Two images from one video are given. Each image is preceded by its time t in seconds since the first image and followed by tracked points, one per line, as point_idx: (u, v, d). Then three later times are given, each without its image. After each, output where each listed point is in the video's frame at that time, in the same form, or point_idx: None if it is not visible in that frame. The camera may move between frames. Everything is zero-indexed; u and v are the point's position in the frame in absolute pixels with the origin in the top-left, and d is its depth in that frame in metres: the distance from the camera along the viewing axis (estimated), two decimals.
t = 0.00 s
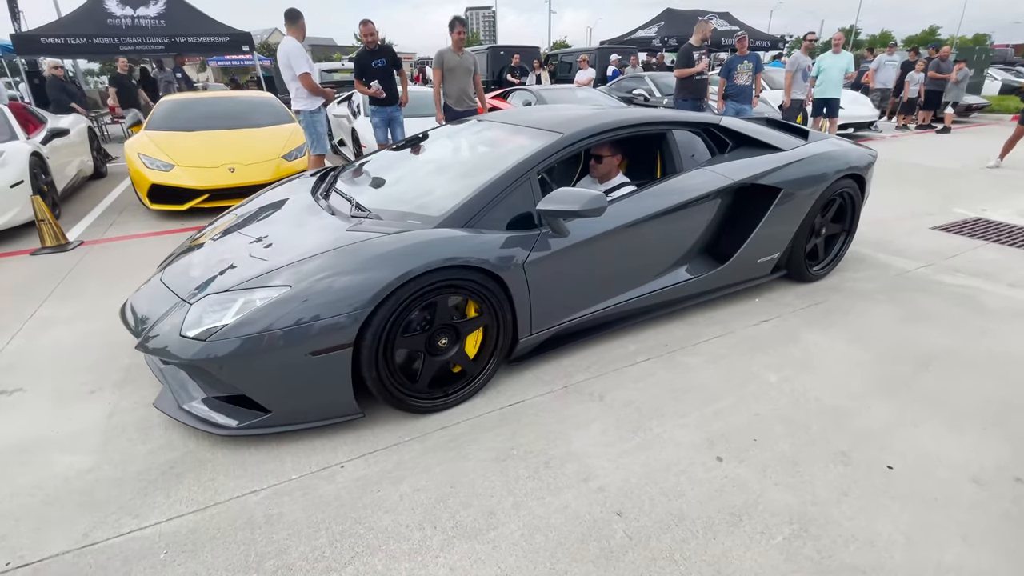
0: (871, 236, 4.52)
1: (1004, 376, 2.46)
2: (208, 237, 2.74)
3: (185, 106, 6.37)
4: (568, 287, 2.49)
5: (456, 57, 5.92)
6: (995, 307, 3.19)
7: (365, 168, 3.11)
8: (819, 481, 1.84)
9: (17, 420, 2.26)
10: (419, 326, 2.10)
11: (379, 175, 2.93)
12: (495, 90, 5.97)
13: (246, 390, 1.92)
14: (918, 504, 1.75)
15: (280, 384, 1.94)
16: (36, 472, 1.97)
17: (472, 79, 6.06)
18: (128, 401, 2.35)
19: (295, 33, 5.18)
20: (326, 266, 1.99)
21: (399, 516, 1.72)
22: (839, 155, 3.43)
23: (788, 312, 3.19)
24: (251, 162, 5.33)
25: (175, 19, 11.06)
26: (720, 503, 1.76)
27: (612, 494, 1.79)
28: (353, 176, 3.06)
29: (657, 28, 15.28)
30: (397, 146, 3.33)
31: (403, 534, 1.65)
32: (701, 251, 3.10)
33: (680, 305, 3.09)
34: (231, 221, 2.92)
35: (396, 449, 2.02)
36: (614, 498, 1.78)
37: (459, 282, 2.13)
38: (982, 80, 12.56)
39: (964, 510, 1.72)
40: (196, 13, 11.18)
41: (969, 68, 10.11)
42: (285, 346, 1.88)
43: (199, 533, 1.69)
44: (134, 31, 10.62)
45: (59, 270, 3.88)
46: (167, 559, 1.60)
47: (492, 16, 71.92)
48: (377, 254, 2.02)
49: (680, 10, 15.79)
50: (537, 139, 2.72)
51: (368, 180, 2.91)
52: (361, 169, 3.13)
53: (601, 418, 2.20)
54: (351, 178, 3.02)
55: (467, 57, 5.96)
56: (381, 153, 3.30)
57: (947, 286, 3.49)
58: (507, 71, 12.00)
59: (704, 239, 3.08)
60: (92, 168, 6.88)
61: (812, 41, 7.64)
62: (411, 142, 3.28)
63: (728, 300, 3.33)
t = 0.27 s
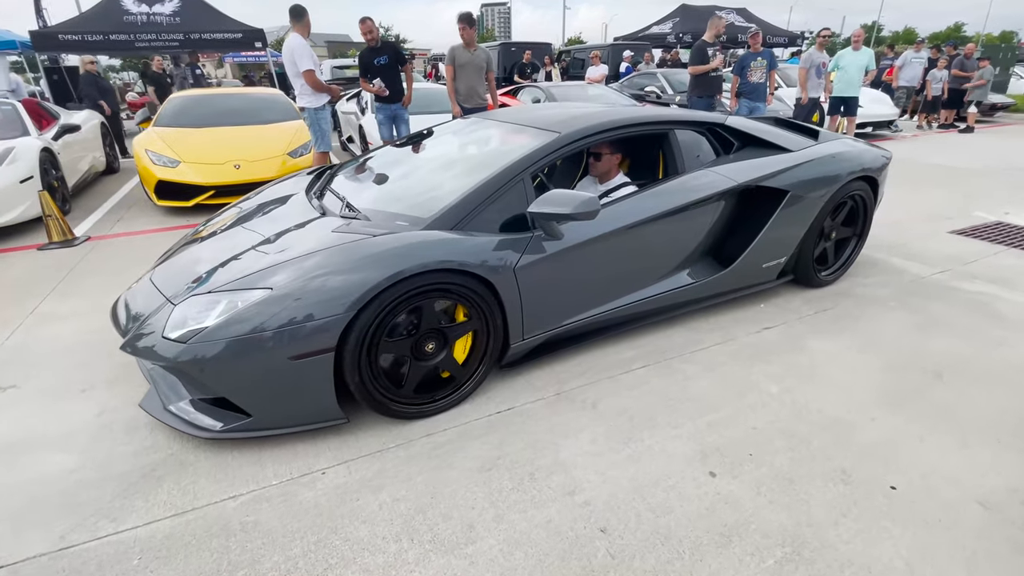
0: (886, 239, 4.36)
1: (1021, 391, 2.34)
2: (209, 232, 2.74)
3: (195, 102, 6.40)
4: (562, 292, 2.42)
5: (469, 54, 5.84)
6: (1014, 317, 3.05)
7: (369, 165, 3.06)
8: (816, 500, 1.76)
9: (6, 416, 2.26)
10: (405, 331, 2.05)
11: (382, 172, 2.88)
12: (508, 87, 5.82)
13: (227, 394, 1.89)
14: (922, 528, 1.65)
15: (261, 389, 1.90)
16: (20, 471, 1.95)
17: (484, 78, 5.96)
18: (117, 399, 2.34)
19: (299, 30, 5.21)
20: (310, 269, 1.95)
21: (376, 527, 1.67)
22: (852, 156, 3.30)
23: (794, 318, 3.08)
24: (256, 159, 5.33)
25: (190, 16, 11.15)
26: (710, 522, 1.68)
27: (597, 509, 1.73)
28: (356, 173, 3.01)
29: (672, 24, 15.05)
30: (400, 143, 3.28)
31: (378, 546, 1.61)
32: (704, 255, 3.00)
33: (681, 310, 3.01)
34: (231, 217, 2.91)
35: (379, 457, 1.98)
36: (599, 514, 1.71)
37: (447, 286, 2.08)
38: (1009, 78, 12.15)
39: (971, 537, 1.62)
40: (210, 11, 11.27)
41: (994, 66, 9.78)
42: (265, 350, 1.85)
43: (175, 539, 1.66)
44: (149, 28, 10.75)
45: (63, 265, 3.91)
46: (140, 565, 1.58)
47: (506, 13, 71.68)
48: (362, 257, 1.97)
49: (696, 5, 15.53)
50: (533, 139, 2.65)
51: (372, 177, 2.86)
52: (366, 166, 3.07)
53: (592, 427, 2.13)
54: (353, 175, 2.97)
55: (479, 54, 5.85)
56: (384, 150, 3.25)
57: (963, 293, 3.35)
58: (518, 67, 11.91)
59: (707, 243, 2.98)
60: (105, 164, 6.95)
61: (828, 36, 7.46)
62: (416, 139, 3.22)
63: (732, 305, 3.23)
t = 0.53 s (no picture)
0: (899, 245, 4.23)
1: None
2: (210, 231, 2.75)
3: (205, 101, 6.48)
4: (552, 299, 2.37)
5: (475, 54, 5.78)
6: None
7: (373, 164, 3.02)
8: (806, 523, 1.69)
9: None
10: (387, 338, 2.02)
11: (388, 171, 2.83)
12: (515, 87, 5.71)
13: (206, 399, 1.88)
14: (917, 556, 1.57)
15: (240, 394, 1.89)
16: (7, 469, 1.96)
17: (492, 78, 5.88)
18: (108, 399, 2.35)
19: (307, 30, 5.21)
20: (292, 274, 1.93)
21: (351, 539, 1.65)
22: (862, 161, 3.18)
23: (797, 328, 2.99)
24: (262, 159, 5.37)
25: (207, 16, 11.30)
26: (693, 542, 1.62)
27: (576, 526, 1.68)
28: (361, 172, 2.98)
29: (688, 22, 14.84)
30: (403, 143, 3.26)
31: (350, 559, 1.59)
32: (703, 262, 2.92)
33: (680, 317, 2.93)
34: (233, 217, 2.91)
35: (360, 465, 1.96)
36: (578, 531, 1.66)
37: (431, 293, 2.04)
38: None
39: (969, 567, 1.54)
40: (227, 11, 11.42)
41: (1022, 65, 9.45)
42: (242, 357, 1.83)
43: (150, 545, 1.65)
44: (167, 28, 10.92)
45: (70, 262, 3.96)
46: (114, 571, 1.57)
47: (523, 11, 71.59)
48: (344, 262, 1.94)
49: (713, 4, 15.29)
50: (525, 143, 2.59)
51: (377, 176, 2.82)
52: (371, 165, 3.03)
53: (578, 439, 2.09)
54: (358, 174, 2.94)
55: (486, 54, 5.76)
56: (389, 149, 3.22)
57: (977, 304, 3.22)
58: (530, 66, 11.84)
59: (707, 249, 2.90)
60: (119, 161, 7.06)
61: (844, 34, 7.29)
62: (421, 138, 3.18)
63: (733, 313, 3.14)
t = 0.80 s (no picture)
0: (911, 251, 4.08)
1: None
2: (209, 227, 2.79)
3: (218, 102, 6.58)
4: (536, 303, 2.34)
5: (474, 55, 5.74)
6: None
7: (379, 161, 2.95)
8: (783, 539, 1.63)
9: None
10: (365, 339, 2.01)
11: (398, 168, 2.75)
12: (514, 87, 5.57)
13: (185, 397, 1.90)
14: None
15: (218, 394, 1.90)
16: None
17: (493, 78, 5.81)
18: (98, 393, 2.39)
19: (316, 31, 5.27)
20: (268, 275, 1.93)
21: (317, 541, 1.65)
22: (867, 163, 3.07)
23: (795, 335, 2.90)
24: (270, 158, 5.43)
25: (225, 17, 11.50)
26: (662, 556, 1.58)
27: (545, 535, 1.65)
28: (367, 169, 2.91)
29: (706, 20, 14.61)
30: (410, 140, 3.19)
31: (314, 562, 1.58)
32: (698, 266, 2.86)
33: (672, 322, 2.87)
34: (231, 215, 2.95)
35: (335, 466, 1.95)
36: (546, 540, 1.63)
37: (408, 296, 2.03)
38: None
39: None
40: (245, 12, 11.61)
41: None
42: (218, 357, 1.84)
43: (122, 541, 1.67)
44: (186, 29, 11.12)
45: (78, 258, 4.06)
46: (85, 565, 1.59)
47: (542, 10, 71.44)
48: (320, 264, 1.94)
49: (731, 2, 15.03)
50: (513, 144, 2.55)
51: (384, 173, 2.75)
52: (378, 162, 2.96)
53: (557, 446, 2.05)
54: (363, 172, 2.86)
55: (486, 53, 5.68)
56: (397, 145, 3.16)
57: (988, 313, 3.09)
58: (544, 66, 11.79)
59: (702, 253, 2.83)
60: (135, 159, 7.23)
61: (861, 33, 7.13)
62: (425, 136, 3.13)
63: (730, 319, 3.07)
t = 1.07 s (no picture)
0: (918, 257, 3.97)
1: None
2: (209, 224, 2.87)
3: (232, 102, 6.74)
4: (515, 305, 2.34)
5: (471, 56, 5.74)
6: None
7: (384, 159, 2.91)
8: (745, 551, 1.61)
9: None
10: (340, 338, 2.04)
11: (401, 165, 2.73)
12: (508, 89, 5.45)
13: (165, 391, 1.96)
14: None
15: (197, 389, 1.96)
16: None
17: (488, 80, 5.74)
18: (93, 386, 2.48)
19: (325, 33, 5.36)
20: (246, 276, 1.98)
21: (284, 536, 1.69)
22: (866, 167, 2.99)
23: (786, 342, 2.85)
24: (279, 158, 5.54)
25: (246, 18, 11.75)
26: (620, 563, 1.58)
27: (505, 538, 1.66)
28: (369, 166, 2.89)
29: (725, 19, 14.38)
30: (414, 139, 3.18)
31: (277, 555, 1.62)
32: (688, 270, 2.83)
33: (662, 326, 2.84)
34: (230, 213, 3.02)
35: (309, 463, 1.99)
36: (505, 543, 1.64)
37: (383, 298, 2.06)
38: None
39: None
40: (265, 13, 11.86)
41: None
42: (197, 353, 1.89)
43: (100, 529, 1.73)
44: (207, 30, 11.40)
45: (91, 254, 4.21)
46: (62, 552, 1.66)
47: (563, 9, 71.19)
48: (297, 265, 1.98)
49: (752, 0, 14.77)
50: (498, 147, 2.55)
51: (386, 170, 2.73)
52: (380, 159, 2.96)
53: (528, 448, 2.06)
54: (368, 170, 2.83)
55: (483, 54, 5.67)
56: (402, 143, 3.14)
57: (992, 324, 2.99)
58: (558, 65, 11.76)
59: (691, 257, 2.79)
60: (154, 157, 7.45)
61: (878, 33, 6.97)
62: (429, 135, 3.11)
63: (722, 324, 3.02)
